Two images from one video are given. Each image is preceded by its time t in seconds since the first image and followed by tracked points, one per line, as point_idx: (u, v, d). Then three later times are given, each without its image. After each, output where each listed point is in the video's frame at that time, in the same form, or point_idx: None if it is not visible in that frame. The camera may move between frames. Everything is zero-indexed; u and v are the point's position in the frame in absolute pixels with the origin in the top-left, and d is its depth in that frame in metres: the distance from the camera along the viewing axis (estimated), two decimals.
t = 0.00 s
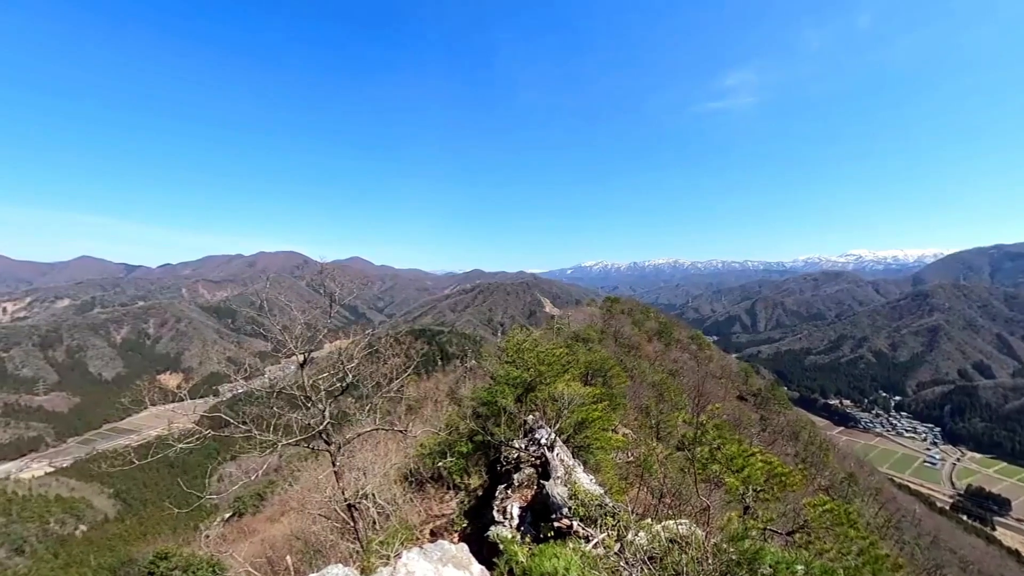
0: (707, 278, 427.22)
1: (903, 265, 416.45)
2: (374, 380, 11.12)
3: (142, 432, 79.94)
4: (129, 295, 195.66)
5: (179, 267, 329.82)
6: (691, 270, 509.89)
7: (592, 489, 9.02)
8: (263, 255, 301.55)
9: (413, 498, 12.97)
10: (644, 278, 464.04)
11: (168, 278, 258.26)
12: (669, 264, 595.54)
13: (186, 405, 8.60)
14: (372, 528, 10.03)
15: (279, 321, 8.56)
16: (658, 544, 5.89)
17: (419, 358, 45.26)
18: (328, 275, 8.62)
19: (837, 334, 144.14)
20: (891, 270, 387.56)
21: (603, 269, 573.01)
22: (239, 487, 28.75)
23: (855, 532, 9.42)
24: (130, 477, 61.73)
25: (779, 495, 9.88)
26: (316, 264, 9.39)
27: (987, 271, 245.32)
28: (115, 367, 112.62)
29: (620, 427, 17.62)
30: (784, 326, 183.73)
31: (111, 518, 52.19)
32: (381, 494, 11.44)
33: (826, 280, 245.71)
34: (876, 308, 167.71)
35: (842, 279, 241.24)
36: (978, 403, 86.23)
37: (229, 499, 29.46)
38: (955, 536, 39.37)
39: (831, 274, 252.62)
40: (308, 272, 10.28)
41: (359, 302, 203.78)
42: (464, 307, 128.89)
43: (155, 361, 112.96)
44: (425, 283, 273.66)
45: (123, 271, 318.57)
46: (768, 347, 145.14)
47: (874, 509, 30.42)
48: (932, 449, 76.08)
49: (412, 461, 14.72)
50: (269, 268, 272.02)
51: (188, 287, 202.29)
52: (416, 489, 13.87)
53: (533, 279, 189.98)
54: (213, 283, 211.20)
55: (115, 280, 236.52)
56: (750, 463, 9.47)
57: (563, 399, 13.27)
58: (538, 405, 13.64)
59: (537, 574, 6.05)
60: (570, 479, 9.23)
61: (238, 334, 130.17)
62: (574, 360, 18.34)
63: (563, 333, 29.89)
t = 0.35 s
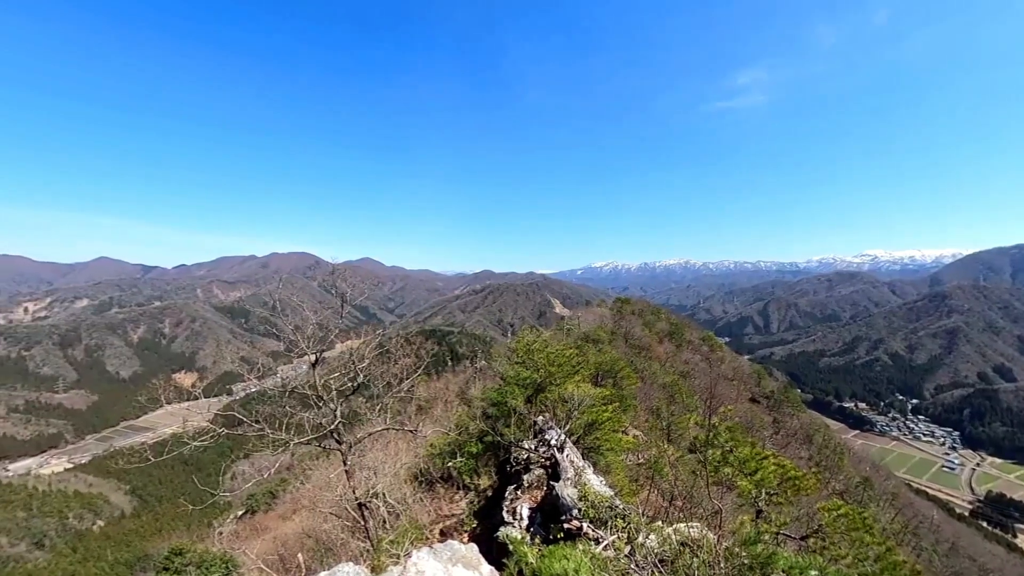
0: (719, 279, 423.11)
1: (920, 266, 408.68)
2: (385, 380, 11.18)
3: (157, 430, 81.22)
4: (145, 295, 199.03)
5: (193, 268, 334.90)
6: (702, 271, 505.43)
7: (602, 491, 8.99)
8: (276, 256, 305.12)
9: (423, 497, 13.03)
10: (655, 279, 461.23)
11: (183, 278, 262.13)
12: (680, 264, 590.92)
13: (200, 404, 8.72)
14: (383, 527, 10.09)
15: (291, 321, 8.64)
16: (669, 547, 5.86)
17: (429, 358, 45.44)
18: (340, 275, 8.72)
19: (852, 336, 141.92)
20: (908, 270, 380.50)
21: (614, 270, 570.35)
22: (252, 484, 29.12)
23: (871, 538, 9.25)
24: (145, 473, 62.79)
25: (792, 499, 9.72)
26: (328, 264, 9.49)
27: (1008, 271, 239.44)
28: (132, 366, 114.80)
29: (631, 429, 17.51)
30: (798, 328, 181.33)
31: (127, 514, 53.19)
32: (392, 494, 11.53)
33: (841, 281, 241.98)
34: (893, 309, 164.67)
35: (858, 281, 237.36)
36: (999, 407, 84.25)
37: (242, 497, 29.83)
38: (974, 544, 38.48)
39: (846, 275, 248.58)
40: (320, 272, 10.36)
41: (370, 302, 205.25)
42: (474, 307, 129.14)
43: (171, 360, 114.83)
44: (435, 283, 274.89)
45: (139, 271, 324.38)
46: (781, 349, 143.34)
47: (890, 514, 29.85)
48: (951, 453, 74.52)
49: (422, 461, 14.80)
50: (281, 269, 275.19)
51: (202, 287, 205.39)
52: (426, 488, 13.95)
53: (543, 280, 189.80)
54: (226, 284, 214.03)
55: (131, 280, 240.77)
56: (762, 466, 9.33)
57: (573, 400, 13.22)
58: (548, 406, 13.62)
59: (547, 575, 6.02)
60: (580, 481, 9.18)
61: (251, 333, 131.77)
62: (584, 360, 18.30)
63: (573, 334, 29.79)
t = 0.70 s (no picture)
0: (732, 279, 418.29)
1: (940, 266, 399.64)
2: (396, 380, 11.22)
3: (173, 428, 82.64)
4: (163, 296, 202.68)
5: (209, 269, 340.40)
6: (715, 271, 500.38)
7: (614, 493, 8.93)
8: (290, 257, 308.87)
9: (434, 497, 13.08)
10: (667, 280, 457.76)
11: (199, 279, 266.50)
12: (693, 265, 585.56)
13: (216, 402, 8.82)
14: (394, 526, 10.16)
15: (304, 321, 8.74)
16: (682, 551, 5.81)
17: (440, 359, 45.66)
18: (353, 276, 8.80)
19: (870, 338, 139.34)
20: (928, 271, 372.12)
21: (625, 271, 567.31)
22: (266, 482, 29.53)
23: (888, 544, 9.02)
24: (163, 470, 64.08)
25: (808, 504, 9.54)
26: (340, 265, 9.58)
27: None
28: (150, 365, 117.09)
29: (642, 431, 17.39)
30: (813, 329, 178.63)
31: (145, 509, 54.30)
32: (403, 493, 11.59)
33: (858, 281, 237.72)
34: (912, 310, 161.28)
35: (875, 281, 232.97)
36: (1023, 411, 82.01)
37: (256, 494, 30.25)
38: (997, 552, 37.44)
39: (863, 276, 244.07)
40: (333, 273, 10.44)
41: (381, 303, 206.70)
42: (485, 308, 129.34)
43: (187, 359, 116.94)
44: (446, 284, 275.71)
45: (158, 272, 330.54)
46: (797, 350, 141.10)
47: (908, 520, 29.22)
48: (972, 458, 72.74)
49: (433, 461, 14.86)
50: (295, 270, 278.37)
51: (218, 288, 208.63)
52: (437, 488, 13.99)
53: (554, 281, 189.47)
54: (241, 284, 217.05)
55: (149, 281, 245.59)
56: (777, 470, 9.17)
57: (585, 401, 13.16)
58: (559, 407, 13.58)
59: None
60: (591, 483, 9.14)
61: (265, 333, 133.56)
62: (595, 361, 18.21)
63: (584, 335, 29.67)
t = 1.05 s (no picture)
0: (744, 280, 413.93)
1: (958, 266, 391.56)
2: (406, 380, 11.29)
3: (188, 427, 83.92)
4: (178, 296, 205.93)
5: (223, 270, 345.53)
6: (727, 272, 495.51)
7: (623, 495, 8.91)
8: (302, 258, 312.19)
9: (444, 497, 13.12)
10: (678, 280, 454.53)
11: (213, 280, 270.40)
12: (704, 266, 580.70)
13: (230, 401, 8.96)
14: (403, 525, 10.22)
15: (316, 322, 8.83)
16: (691, 554, 5.77)
17: (450, 360, 45.89)
18: (364, 278, 8.91)
19: (885, 340, 136.99)
20: (946, 271, 364.56)
21: (635, 272, 564.61)
22: (277, 480, 29.84)
23: (905, 551, 8.82)
24: (177, 468, 65.19)
25: (822, 508, 9.34)
26: (351, 266, 9.66)
27: None
28: (166, 364, 119.34)
29: (652, 433, 17.29)
30: (827, 331, 176.03)
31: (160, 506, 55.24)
32: (412, 493, 11.66)
33: (873, 282, 234.00)
34: (930, 311, 158.07)
35: (891, 282, 229.04)
36: None
37: (268, 492, 30.61)
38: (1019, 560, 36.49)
39: (879, 276, 239.95)
40: (344, 274, 10.51)
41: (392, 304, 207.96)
42: (494, 309, 129.55)
43: (202, 359, 119.57)
44: (456, 284, 276.49)
45: (173, 273, 336.17)
46: (811, 352, 139.15)
47: (926, 526, 28.62)
48: (992, 463, 71.07)
49: (442, 461, 14.94)
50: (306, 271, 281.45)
51: (232, 288, 211.50)
52: (447, 488, 14.03)
53: (563, 282, 189.27)
54: (254, 285, 219.78)
55: (165, 282, 250.05)
56: (791, 474, 8.96)
57: (595, 402, 13.13)
58: (568, 408, 13.56)
59: None
60: (601, 484, 9.13)
61: (277, 334, 135.14)
62: (605, 362, 18.13)
63: (594, 336, 29.57)
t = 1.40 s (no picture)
0: (758, 281, 408.58)
1: (980, 267, 382.00)
2: (417, 380, 11.37)
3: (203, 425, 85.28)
4: (194, 296, 209.39)
5: (238, 271, 350.59)
6: (740, 273, 489.93)
7: (634, 497, 8.85)
8: (315, 259, 315.36)
9: (454, 498, 13.17)
10: (690, 281, 450.62)
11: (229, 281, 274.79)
12: (717, 267, 574.78)
13: (244, 400, 9.10)
14: (415, 525, 10.26)
15: (328, 322, 8.92)
16: (704, 558, 5.71)
17: (461, 360, 46.02)
18: (376, 278, 8.99)
19: (904, 342, 134.17)
20: (967, 271, 355.78)
21: (647, 272, 560.93)
22: (291, 478, 30.26)
23: (924, 558, 8.60)
24: (193, 466, 66.26)
25: (839, 513, 9.13)
26: (364, 267, 9.77)
27: None
28: (183, 363, 121.70)
29: (664, 435, 17.15)
30: (844, 333, 173.00)
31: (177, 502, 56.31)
32: (423, 493, 11.71)
33: (891, 283, 229.40)
34: (951, 312, 154.39)
35: (910, 283, 224.36)
36: None
37: (281, 490, 31.02)
38: None
39: (897, 277, 235.23)
40: (357, 275, 10.62)
41: (403, 305, 209.18)
42: (505, 310, 129.70)
43: (218, 359, 122.82)
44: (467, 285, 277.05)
45: (190, 274, 342.18)
46: (827, 354, 136.94)
47: (946, 533, 27.95)
48: (1016, 469, 69.20)
49: (453, 462, 14.99)
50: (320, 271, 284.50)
51: (246, 289, 214.52)
52: (457, 489, 14.09)
53: (575, 283, 188.80)
54: (269, 286, 222.78)
55: (181, 283, 254.31)
56: (806, 478, 8.83)
57: (606, 403, 13.06)
58: (579, 410, 13.52)
59: None
60: (611, 486, 9.09)
61: (291, 334, 136.80)
62: (617, 364, 18.03)
63: (605, 337, 29.41)
